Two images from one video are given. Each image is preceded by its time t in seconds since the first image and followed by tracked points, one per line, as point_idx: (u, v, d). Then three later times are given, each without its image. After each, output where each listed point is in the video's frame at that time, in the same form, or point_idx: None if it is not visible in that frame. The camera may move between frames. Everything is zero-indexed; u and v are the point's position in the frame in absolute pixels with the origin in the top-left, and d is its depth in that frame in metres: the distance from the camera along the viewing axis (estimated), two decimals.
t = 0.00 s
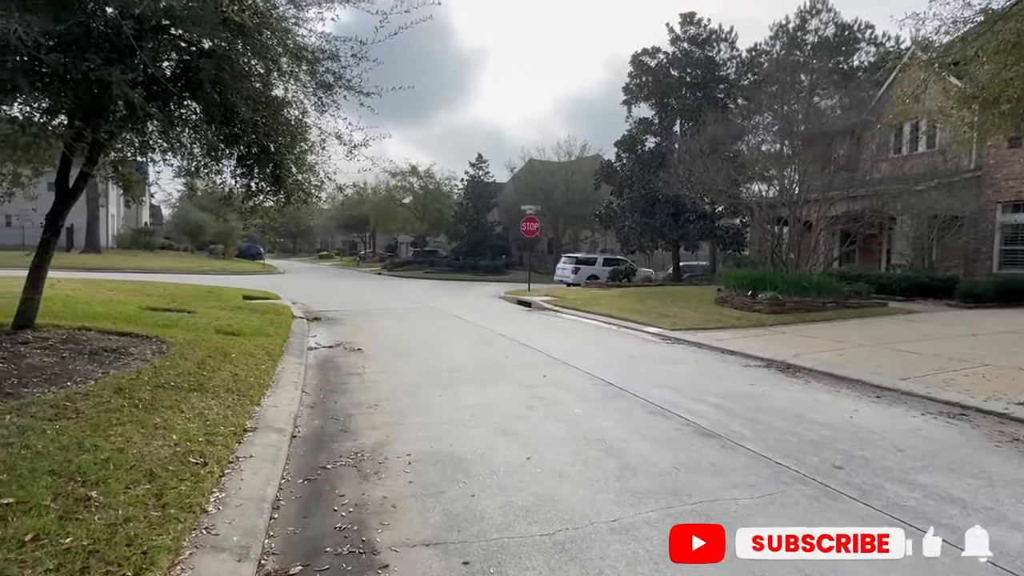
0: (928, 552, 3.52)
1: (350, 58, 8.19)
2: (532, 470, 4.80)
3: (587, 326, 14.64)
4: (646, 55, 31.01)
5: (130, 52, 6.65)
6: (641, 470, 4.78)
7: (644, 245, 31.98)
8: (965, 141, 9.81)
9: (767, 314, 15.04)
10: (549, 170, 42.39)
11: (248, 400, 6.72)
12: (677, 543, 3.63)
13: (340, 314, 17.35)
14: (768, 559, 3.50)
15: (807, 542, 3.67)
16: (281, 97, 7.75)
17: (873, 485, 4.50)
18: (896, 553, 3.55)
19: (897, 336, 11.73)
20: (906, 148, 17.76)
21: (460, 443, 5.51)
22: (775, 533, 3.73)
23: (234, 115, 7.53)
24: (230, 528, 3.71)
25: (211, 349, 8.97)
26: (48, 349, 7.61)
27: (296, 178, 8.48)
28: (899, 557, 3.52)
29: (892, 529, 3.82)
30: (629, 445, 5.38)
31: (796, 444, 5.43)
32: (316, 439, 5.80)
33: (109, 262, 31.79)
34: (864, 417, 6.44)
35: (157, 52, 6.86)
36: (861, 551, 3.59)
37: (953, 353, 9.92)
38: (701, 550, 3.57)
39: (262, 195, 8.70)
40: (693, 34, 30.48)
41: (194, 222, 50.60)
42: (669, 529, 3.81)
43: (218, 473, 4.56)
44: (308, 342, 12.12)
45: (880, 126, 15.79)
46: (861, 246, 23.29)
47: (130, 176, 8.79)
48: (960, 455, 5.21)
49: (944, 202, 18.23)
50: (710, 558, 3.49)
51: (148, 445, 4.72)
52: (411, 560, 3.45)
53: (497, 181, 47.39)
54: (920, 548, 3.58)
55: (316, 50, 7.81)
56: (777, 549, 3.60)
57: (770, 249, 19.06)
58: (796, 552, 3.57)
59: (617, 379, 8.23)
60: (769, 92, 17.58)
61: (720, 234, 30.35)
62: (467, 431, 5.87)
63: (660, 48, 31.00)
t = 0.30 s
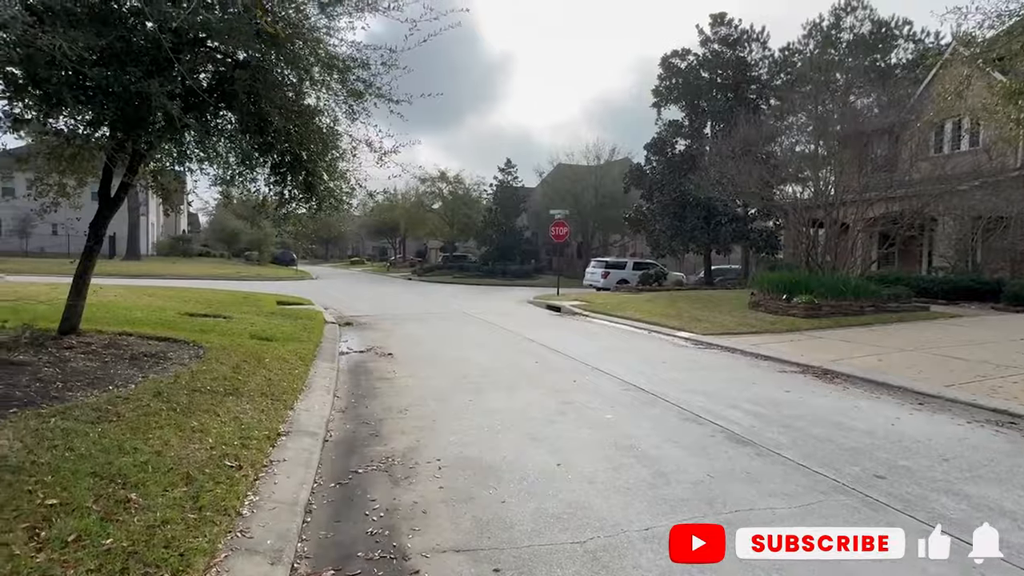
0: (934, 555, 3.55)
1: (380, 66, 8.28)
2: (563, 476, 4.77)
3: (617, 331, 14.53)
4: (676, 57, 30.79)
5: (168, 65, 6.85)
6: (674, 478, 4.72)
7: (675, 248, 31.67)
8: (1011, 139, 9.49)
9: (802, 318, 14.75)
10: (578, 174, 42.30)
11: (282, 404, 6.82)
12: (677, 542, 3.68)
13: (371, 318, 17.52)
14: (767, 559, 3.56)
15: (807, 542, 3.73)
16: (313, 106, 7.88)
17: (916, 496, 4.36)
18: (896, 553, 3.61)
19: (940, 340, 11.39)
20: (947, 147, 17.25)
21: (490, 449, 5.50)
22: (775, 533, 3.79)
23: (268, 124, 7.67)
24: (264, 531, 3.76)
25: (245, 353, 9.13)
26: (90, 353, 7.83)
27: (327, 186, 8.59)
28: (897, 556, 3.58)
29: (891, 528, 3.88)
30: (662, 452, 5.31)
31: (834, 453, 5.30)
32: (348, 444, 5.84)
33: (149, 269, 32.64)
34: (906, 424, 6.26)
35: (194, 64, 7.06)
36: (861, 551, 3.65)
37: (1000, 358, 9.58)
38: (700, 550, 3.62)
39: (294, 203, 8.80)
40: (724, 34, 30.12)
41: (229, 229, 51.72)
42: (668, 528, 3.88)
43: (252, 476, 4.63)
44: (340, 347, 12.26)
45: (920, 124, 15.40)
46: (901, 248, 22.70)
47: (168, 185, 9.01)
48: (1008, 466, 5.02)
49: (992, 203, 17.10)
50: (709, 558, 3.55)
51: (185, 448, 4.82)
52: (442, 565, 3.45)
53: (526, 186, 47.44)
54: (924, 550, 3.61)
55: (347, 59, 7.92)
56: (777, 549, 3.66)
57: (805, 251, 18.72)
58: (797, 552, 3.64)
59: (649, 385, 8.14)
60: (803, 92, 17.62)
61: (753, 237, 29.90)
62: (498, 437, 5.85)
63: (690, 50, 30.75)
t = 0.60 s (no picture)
0: (933, 555, 3.63)
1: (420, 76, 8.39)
2: (604, 485, 4.72)
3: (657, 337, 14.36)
4: (715, 59, 30.37)
5: (217, 80, 7.09)
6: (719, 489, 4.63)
7: (716, 253, 31.18)
8: None
9: (850, 325, 14.35)
10: (616, 179, 42.02)
11: (324, 409, 6.93)
12: (677, 542, 3.78)
13: (411, 324, 17.69)
14: (766, 559, 3.66)
15: (808, 542, 3.82)
16: (355, 116, 8.02)
17: (977, 513, 4.18)
18: (895, 552, 3.68)
19: (999, 348, 10.93)
20: (1005, 146, 16.55)
21: (531, 457, 5.49)
22: (775, 534, 3.89)
23: (311, 134, 7.83)
24: (309, 536, 3.83)
25: (289, 359, 9.32)
26: (144, 358, 8.10)
27: (369, 194, 8.71)
28: (898, 555, 3.64)
29: (891, 528, 3.96)
30: (706, 463, 5.22)
31: (887, 465, 5.13)
32: (388, 450, 5.90)
33: (198, 277, 33.67)
34: (964, 436, 6.02)
35: (241, 78, 7.28)
36: (860, 551, 3.72)
37: None
38: (700, 550, 3.71)
39: (336, 212, 8.94)
40: (765, 35, 29.59)
41: (273, 237, 52.95)
42: (668, 528, 3.98)
43: (297, 481, 4.72)
44: (380, 353, 12.42)
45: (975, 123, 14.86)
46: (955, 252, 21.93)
47: (217, 195, 9.28)
48: None
49: None
50: (709, 557, 3.64)
51: (232, 452, 4.94)
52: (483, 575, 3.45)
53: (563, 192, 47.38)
54: (924, 550, 3.69)
55: (387, 69, 8.05)
56: (777, 549, 3.75)
57: (852, 255, 18.28)
58: (795, 552, 3.73)
59: (691, 393, 8.02)
60: (849, 92, 17.55)
61: (797, 241, 29.25)
62: (538, 445, 5.83)
63: (730, 52, 30.31)
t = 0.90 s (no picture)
0: (933, 555, 3.72)
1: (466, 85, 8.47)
2: (654, 496, 4.67)
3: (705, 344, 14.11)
4: (763, 60, 29.83)
5: (271, 93, 7.30)
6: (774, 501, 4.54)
7: (765, 258, 30.51)
8: None
9: (909, 332, 13.85)
10: (660, 184, 41.56)
11: (373, 414, 7.04)
12: (678, 542, 3.87)
13: (455, 330, 17.83)
14: (766, 558, 3.75)
15: (807, 543, 3.92)
16: (402, 126, 8.14)
17: None
18: (894, 552, 3.78)
19: None
20: None
21: (579, 465, 5.47)
22: (775, 534, 3.98)
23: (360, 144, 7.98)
24: (360, 539, 3.89)
25: (338, 364, 9.51)
26: (202, 363, 8.39)
27: (416, 203, 8.81)
28: (900, 555, 3.74)
29: (892, 528, 4.06)
30: (760, 474, 5.11)
31: (954, 480, 4.93)
32: (436, 455, 5.95)
33: (248, 283, 34.67)
34: None
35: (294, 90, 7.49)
36: (860, 551, 3.82)
37: None
38: (700, 550, 3.80)
39: (384, 220, 9.06)
40: (815, 34, 28.92)
41: (320, 245, 54.15)
42: (668, 529, 4.08)
43: (348, 485, 4.80)
44: (426, 359, 12.56)
45: None
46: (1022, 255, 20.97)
47: (269, 204, 9.54)
48: None
49: None
50: (709, 557, 3.74)
51: (286, 455, 5.07)
52: None
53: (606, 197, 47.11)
54: (924, 550, 3.78)
55: (434, 78, 8.15)
56: (777, 549, 3.85)
57: (911, 259, 17.73)
58: (793, 550, 3.85)
59: (741, 402, 7.86)
60: (905, 90, 16.81)
61: (851, 245, 28.40)
62: (586, 453, 5.81)
63: (778, 52, 29.71)
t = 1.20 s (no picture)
0: (934, 554, 3.84)
1: (511, 93, 8.52)
2: (705, 507, 4.59)
3: (755, 352, 13.81)
4: (813, 59, 29.13)
5: (323, 104, 7.49)
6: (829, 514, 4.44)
7: (816, 263, 29.70)
8: None
9: (973, 341, 13.29)
10: (706, 188, 40.92)
11: (420, 419, 7.12)
12: (678, 542, 3.98)
13: (499, 336, 17.89)
14: (765, 558, 3.87)
15: (806, 543, 4.04)
16: (449, 134, 8.24)
17: None
18: (894, 552, 3.91)
19: None
20: None
21: (627, 474, 5.42)
22: (775, 534, 4.10)
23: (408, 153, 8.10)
24: (411, 544, 3.94)
25: (386, 369, 9.65)
26: (256, 367, 8.63)
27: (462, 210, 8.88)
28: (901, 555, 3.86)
29: (892, 528, 4.19)
30: (815, 487, 4.97)
31: None
32: (483, 461, 5.98)
33: (297, 289, 35.47)
34: None
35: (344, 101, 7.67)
36: (860, 551, 3.95)
37: None
38: (700, 550, 3.90)
39: (431, 228, 9.14)
40: (869, 31, 28.09)
41: (366, 251, 55.08)
42: (668, 529, 4.20)
43: (397, 489, 4.86)
44: (470, 364, 12.64)
45: None
46: None
47: (319, 212, 9.76)
48: None
49: None
50: (709, 558, 3.84)
51: (338, 459, 5.17)
52: None
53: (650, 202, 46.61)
54: (924, 550, 3.90)
55: (480, 87, 8.23)
56: (778, 549, 3.97)
57: (976, 264, 17.22)
58: (793, 550, 3.96)
59: (794, 412, 7.66)
60: (967, 86, 16.17)
61: (908, 249, 27.46)
62: (634, 461, 5.75)
63: (830, 51, 28.97)
